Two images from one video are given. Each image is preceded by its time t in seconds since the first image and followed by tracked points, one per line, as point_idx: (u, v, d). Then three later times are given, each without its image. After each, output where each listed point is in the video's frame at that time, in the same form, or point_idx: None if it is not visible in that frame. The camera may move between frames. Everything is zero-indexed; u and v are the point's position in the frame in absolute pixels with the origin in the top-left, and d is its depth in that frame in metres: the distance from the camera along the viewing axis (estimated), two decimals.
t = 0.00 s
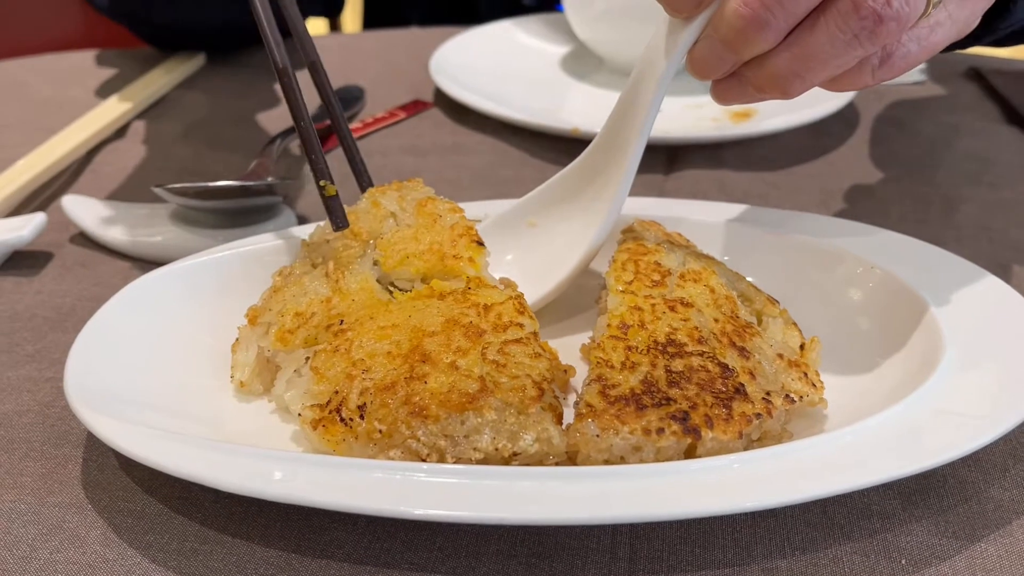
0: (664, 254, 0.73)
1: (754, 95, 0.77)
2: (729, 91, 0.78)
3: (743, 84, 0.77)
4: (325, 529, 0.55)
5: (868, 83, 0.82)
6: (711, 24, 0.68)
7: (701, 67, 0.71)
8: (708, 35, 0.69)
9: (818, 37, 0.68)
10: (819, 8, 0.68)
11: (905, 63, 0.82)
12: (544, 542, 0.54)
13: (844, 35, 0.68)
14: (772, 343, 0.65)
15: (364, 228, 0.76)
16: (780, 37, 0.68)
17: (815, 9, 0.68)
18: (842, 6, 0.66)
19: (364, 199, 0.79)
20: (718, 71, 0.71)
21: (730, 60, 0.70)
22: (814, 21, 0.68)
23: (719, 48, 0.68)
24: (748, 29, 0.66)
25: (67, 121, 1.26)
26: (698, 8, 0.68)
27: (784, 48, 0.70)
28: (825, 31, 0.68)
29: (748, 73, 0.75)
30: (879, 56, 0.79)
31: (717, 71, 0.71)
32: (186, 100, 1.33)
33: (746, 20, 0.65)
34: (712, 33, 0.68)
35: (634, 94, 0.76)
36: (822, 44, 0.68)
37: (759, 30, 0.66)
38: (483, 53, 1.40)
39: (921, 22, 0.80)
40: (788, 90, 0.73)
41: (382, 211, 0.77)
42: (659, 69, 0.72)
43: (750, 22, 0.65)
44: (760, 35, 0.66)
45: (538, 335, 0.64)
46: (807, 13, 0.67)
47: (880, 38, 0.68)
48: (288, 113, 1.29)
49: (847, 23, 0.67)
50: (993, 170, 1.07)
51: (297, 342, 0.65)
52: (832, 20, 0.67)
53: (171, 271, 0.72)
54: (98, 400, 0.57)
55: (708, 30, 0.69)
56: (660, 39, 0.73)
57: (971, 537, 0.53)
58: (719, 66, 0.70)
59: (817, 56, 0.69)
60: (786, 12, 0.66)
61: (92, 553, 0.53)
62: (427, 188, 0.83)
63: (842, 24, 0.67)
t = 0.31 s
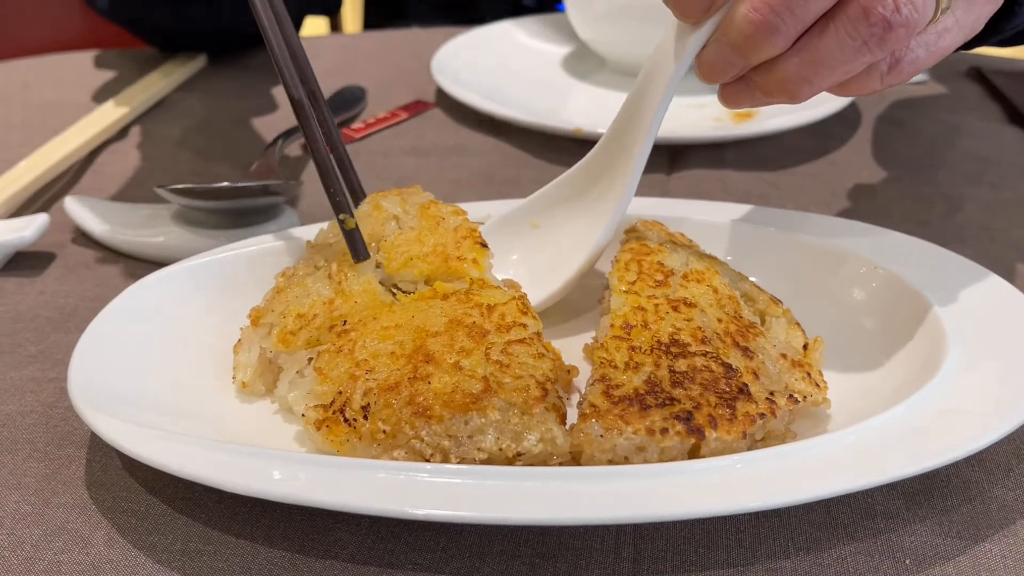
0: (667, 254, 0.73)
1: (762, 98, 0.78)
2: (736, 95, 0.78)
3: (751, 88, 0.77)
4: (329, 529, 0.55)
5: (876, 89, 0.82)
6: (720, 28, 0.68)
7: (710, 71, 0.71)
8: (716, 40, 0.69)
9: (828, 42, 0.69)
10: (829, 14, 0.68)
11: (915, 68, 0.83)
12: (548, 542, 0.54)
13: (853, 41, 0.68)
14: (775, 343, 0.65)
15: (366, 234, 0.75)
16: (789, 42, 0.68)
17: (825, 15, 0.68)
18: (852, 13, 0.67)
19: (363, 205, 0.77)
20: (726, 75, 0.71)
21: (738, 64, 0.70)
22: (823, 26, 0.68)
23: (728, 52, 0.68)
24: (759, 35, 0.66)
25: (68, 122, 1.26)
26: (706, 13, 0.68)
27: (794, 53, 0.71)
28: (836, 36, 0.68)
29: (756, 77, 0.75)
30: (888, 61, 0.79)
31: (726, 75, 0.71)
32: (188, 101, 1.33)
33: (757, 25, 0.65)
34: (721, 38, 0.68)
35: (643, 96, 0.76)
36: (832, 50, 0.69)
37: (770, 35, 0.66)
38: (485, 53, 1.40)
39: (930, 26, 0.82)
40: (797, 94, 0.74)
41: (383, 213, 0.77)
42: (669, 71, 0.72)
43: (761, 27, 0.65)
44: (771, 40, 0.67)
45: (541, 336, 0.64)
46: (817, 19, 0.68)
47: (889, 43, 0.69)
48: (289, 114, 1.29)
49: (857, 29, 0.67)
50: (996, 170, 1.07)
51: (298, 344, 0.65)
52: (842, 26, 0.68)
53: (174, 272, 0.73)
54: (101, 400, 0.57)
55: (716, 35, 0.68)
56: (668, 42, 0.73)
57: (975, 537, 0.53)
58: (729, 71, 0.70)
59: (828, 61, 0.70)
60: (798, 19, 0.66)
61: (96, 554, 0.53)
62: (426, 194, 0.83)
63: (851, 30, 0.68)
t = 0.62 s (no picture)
0: (670, 253, 0.73)
1: (773, 100, 0.78)
2: (749, 98, 0.78)
3: (762, 91, 0.77)
4: (332, 528, 0.55)
5: (889, 91, 0.83)
6: (731, 31, 0.69)
7: (721, 74, 0.71)
8: (728, 42, 0.69)
9: (840, 44, 0.69)
10: (840, 16, 0.69)
11: (927, 69, 0.84)
12: (552, 541, 0.54)
13: (866, 43, 0.69)
14: (779, 342, 0.65)
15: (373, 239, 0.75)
16: (801, 44, 0.69)
17: (837, 17, 0.69)
18: (865, 14, 0.68)
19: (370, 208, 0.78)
20: (737, 78, 0.71)
21: (750, 66, 0.70)
22: (835, 28, 0.69)
23: (741, 55, 0.69)
24: (772, 36, 0.67)
25: (70, 122, 1.26)
26: (718, 16, 0.68)
27: (806, 55, 0.71)
28: (848, 38, 0.69)
29: (768, 80, 0.76)
30: (900, 63, 0.80)
31: (738, 79, 0.71)
32: (190, 101, 1.34)
33: (768, 27, 0.66)
34: (733, 40, 0.68)
35: (653, 97, 0.76)
36: (845, 52, 0.70)
37: (782, 37, 0.67)
38: (486, 53, 1.41)
39: (943, 29, 0.83)
40: (809, 95, 0.74)
41: (389, 219, 0.77)
42: (680, 72, 0.71)
43: (773, 29, 0.66)
44: (783, 42, 0.67)
45: (546, 335, 0.64)
46: (829, 21, 0.68)
47: (902, 45, 0.70)
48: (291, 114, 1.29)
49: (870, 30, 0.68)
50: (998, 169, 1.07)
51: (298, 346, 0.65)
52: (855, 28, 0.68)
53: (177, 272, 0.73)
54: (106, 400, 0.57)
55: (728, 38, 0.69)
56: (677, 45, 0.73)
57: (979, 535, 0.53)
58: (740, 73, 0.70)
59: (840, 62, 0.70)
60: (809, 20, 0.67)
61: (100, 553, 0.53)
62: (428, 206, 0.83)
63: (864, 31, 0.68)
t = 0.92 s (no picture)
0: (667, 251, 0.73)
1: (768, 96, 0.78)
2: (744, 92, 0.78)
3: (757, 85, 0.77)
4: (330, 527, 0.55)
5: (884, 84, 0.84)
6: (724, 26, 0.69)
7: (716, 69, 0.71)
8: (721, 37, 0.69)
9: (833, 35, 0.70)
10: (833, 8, 0.70)
11: (922, 60, 0.84)
12: (550, 538, 0.54)
13: (859, 34, 0.70)
14: (776, 340, 0.65)
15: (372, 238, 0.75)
16: (793, 37, 0.69)
17: (830, 10, 0.69)
18: (857, 6, 0.68)
19: (370, 205, 0.77)
20: (731, 73, 0.71)
21: (743, 60, 0.70)
22: (828, 20, 0.70)
23: (734, 49, 0.69)
24: (765, 29, 0.67)
25: (70, 121, 1.26)
26: (712, 11, 0.68)
27: (799, 48, 0.72)
28: (841, 30, 0.69)
29: (762, 73, 0.75)
30: (896, 55, 0.80)
31: (732, 73, 0.71)
32: (189, 101, 1.34)
33: (760, 20, 0.66)
34: (726, 35, 0.68)
35: (649, 94, 0.76)
36: (838, 43, 0.70)
37: (774, 31, 0.67)
38: (486, 52, 1.41)
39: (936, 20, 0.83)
40: (804, 88, 0.74)
41: (392, 217, 0.76)
42: (673, 70, 0.72)
43: (765, 22, 0.66)
44: (776, 35, 0.68)
45: (544, 333, 0.64)
46: (822, 13, 0.69)
47: (894, 35, 0.70)
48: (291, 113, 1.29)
49: (863, 21, 0.69)
50: (997, 168, 1.07)
51: (294, 347, 0.65)
52: (847, 19, 0.69)
53: (176, 270, 0.73)
54: (105, 398, 0.57)
55: (721, 33, 0.69)
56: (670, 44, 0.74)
57: (976, 532, 0.53)
58: (734, 67, 0.70)
59: (834, 54, 0.71)
60: (801, 13, 0.67)
61: (99, 551, 0.54)
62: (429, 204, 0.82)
63: (857, 23, 0.69)
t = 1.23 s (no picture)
0: (667, 247, 0.73)
1: (764, 88, 0.77)
2: (738, 84, 0.77)
3: (752, 79, 0.77)
4: (330, 522, 0.55)
5: (877, 76, 0.84)
6: (718, 18, 0.69)
7: (713, 61, 0.71)
8: (716, 30, 0.69)
9: (828, 26, 0.70)
10: None
11: (913, 54, 0.84)
12: (550, 534, 0.54)
13: (854, 24, 0.70)
14: (775, 336, 0.65)
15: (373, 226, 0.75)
16: (788, 27, 0.69)
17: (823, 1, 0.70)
18: None
19: (374, 194, 0.78)
20: (727, 65, 0.71)
21: (738, 52, 0.70)
22: (823, 11, 0.70)
23: (728, 41, 0.69)
24: (760, 19, 0.67)
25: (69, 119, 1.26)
26: (706, 2, 0.69)
27: (794, 39, 0.72)
28: (835, 21, 0.69)
29: (758, 65, 0.75)
30: (889, 47, 0.80)
31: (728, 65, 0.71)
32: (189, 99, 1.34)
33: (755, 11, 0.67)
34: (721, 27, 0.68)
35: (645, 89, 0.76)
36: (832, 35, 0.70)
37: (769, 22, 0.68)
38: (485, 49, 1.41)
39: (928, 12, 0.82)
40: (799, 80, 0.74)
41: (393, 207, 0.76)
42: (669, 67, 0.72)
43: (759, 13, 0.67)
44: (770, 26, 0.68)
45: (544, 329, 0.64)
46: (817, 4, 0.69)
47: (888, 26, 0.71)
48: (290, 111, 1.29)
49: (857, 12, 0.69)
50: (997, 165, 1.07)
51: (296, 341, 0.65)
52: (842, 11, 0.69)
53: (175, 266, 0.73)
54: (103, 392, 0.57)
55: (716, 24, 0.69)
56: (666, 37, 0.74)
57: (976, 527, 0.53)
58: (729, 60, 0.70)
59: (828, 45, 0.71)
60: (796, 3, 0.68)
61: (98, 547, 0.53)
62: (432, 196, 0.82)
63: (851, 13, 0.69)
